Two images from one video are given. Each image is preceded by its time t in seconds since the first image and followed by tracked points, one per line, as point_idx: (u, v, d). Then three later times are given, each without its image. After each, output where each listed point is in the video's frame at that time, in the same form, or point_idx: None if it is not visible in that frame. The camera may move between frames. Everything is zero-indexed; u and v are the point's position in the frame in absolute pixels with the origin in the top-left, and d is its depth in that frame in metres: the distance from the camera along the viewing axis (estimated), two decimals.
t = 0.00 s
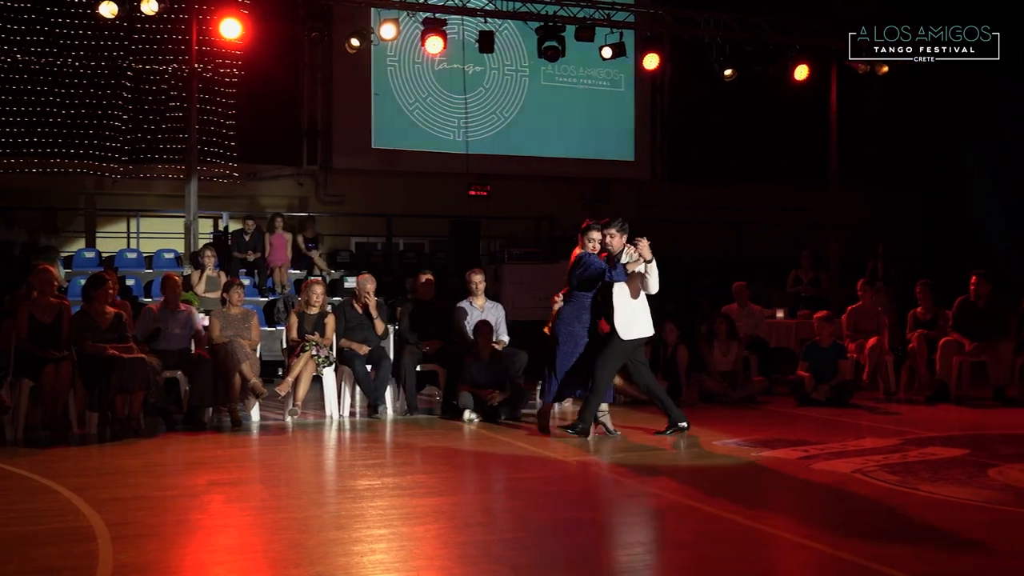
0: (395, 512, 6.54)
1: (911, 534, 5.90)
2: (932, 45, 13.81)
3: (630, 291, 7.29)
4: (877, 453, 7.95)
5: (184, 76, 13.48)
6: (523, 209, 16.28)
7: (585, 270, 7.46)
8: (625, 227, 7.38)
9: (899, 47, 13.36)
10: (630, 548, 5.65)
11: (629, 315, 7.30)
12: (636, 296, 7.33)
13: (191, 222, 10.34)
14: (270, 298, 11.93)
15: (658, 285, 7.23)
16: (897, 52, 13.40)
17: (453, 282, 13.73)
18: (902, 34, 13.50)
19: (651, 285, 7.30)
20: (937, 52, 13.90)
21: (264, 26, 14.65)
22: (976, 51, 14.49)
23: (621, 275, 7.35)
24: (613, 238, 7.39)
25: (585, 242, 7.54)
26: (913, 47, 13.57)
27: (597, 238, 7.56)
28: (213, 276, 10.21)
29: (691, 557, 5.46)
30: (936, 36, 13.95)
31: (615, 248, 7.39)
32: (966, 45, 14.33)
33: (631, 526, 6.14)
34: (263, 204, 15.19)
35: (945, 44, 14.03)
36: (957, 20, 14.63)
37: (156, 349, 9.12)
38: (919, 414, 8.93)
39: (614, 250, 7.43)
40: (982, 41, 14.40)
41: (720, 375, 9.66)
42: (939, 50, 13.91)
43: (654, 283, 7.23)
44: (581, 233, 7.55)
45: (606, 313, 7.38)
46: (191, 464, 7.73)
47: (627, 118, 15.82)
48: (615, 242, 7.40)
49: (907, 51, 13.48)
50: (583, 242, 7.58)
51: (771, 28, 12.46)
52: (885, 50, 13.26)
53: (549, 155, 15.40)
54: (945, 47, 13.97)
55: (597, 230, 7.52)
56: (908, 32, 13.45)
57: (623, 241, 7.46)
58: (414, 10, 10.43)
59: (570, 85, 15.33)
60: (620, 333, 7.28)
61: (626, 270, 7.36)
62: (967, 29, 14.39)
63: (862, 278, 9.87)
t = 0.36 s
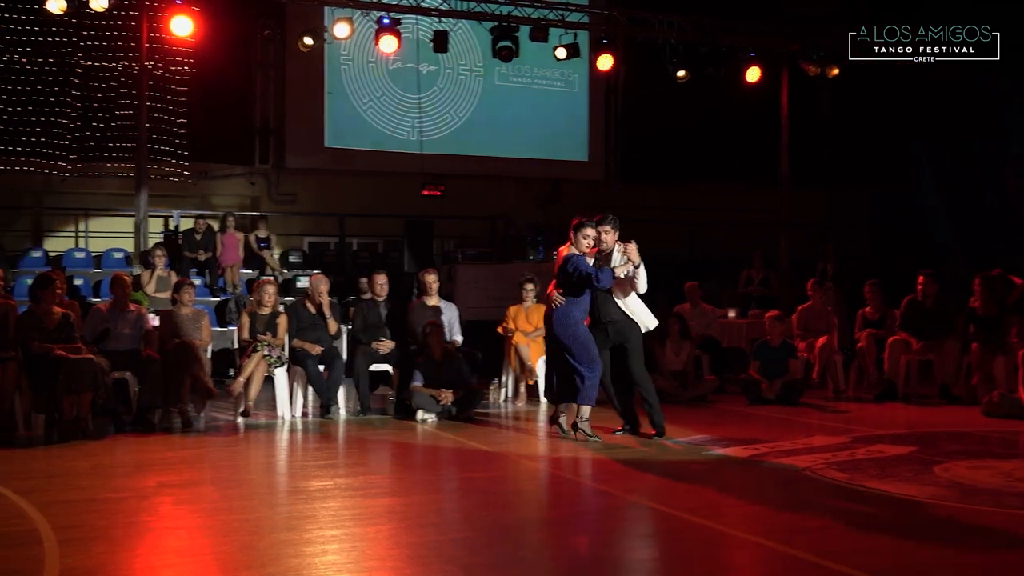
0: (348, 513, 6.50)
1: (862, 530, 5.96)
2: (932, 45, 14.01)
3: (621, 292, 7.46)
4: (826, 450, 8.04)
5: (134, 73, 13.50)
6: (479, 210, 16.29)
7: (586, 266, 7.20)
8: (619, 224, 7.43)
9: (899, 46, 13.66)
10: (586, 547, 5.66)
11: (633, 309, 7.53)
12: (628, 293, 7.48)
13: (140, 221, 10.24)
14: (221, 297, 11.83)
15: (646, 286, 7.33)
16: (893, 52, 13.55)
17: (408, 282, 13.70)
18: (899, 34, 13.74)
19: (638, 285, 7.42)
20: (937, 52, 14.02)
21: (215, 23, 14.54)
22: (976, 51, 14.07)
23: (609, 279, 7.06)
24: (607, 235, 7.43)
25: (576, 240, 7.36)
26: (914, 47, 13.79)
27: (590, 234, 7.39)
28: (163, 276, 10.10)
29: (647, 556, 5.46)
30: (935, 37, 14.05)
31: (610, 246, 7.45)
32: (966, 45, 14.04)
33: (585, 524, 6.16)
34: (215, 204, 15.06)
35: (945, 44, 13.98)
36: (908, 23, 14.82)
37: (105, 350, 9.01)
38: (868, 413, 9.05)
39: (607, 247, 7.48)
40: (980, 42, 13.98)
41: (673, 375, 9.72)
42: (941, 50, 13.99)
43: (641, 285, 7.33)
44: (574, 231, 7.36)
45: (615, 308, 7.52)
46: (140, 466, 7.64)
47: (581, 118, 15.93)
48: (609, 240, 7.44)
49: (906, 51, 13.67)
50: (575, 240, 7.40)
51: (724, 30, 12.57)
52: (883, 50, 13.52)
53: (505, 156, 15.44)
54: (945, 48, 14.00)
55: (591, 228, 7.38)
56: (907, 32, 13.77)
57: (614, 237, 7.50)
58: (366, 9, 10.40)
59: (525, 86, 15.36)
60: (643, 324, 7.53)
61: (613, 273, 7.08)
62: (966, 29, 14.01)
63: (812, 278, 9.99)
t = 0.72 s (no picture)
0: (286, 514, 6.43)
1: (798, 526, 5.99)
2: (933, 45, 14.61)
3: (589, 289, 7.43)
4: (762, 448, 8.13)
5: (67, 69, 13.15)
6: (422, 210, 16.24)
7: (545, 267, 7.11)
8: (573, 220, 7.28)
9: (898, 46, 14.72)
10: (528, 545, 5.66)
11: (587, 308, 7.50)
12: (587, 291, 7.51)
13: (73, 220, 10.08)
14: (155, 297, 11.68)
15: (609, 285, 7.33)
16: (893, 51, 14.78)
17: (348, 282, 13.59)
18: (899, 34, 14.73)
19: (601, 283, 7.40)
20: (937, 52, 14.60)
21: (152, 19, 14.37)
22: (976, 51, 14.40)
23: (578, 275, 7.05)
24: (562, 231, 7.28)
25: (531, 238, 7.17)
26: (914, 46, 14.70)
27: (545, 231, 7.20)
28: (97, 276, 9.94)
29: (587, 553, 5.47)
30: (936, 36, 14.58)
31: (565, 242, 7.31)
32: (966, 45, 14.41)
33: (526, 523, 6.15)
34: (150, 203, 14.55)
35: (946, 43, 14.49)
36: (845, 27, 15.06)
37: (35, 351, 8.84)
38: (804, 411, 9.17)
39: (562, 243, 7.33)
40: (981, 41, 14.33)
41: (612, 374, 9.78)
42: (942, 50, 14.53)
43: (607, 283, 7.28)
44: (528, 230, 7.15)
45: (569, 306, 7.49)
46: (72, 468, 7.49)
47: (519, 117, 16.37)
48: (563, 237, 7.29)
49: (904, 51, 14.73)
50: (530, 237, 7.21)
51: (664, 31, 12.70)
52: (884, 49, 14.84)
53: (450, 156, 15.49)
54: (946, 48, 14.51)
55: (545, 224, 7.19)
56: (907, 32, 14.67)
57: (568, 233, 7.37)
58: (304, 7, 10.36)
59: (464, 85, 15.74)
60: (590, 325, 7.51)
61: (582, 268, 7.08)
62: (967, 29, 14.39)
63: (749, 278, 10.13)
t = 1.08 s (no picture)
0: (237, 516, 6.35)
1: (751, 523, 5.99)
2: (933, 45, 13.71)
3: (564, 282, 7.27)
4: (714, 446, 8.17)
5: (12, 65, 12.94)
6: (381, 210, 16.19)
7: (505, 271, 7.08)
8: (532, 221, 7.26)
9: (898, 47, 13.91)
10: (481, 545, 5.63)
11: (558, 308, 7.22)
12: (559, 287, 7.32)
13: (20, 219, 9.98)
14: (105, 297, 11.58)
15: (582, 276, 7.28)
16: (893, 52, 13.89)
17: (302, 282, 13.52)
18: (900, 33, 13.95)
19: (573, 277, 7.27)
20: (937, 52, 13.69)
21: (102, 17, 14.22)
22: (976, 51, 13.37)
23: (550, 262, 7.03)
24: (521, 233, 7.25)
25: (490, 241, 7.11)
26: (914, 46, 13.88)
27: (505, 233, 7.14)
28: (44, 275, 9.86)
29: (539, 552, 5.45)
30: (936, 36, 13.68)
31: (524, 244, 7.26)
32: (966, 45, 13.41)
33: (481, 523, 6.13)
34: (100, 201, 14.55)
35: (946, 44, 13.55)
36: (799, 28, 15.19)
37: None
38: (759, 410, 9.23)
39: (523, 246, 7.29)
40: (981, 41, 13.30)
41: (567, 374, 9.80)
42: (942, 50, 13.60)
43: (579, 275, 7.19)
44: (488, 234, 7.10)
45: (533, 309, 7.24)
46: (18, 471, 7.38)
47: (474, 116, 16.30)
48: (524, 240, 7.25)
49: (905, 51, 13.94)
50: (489, 242, 7.15)
51: (619, 32, 12.75)
52: (884, 51, 13.81)
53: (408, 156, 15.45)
54: (946, 48, 13.58)
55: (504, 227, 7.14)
56: (907, 31, 13.93)
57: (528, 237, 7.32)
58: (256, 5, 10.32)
59: (419, 85, 15.62)
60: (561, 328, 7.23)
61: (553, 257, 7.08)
62: (966, 28, 13.39)
63: (703, 278, 10.18)
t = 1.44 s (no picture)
0: (210, 517, 6.32)
1: (723, 523, 5.99)
2: (933, 44, 13.70)
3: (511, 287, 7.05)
4: (685, 446, 8.19)
5: None
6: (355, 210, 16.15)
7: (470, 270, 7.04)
8: (506, 220, 6.93)
9: (898, 46, 14.13)
10: (454, 546, 5.62)
11: (514, 316, 7.06)
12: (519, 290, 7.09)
13: None
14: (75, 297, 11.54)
15: (536, 279, 6.91)
16: (894, 52, 14.14)
17: (275, 282, 13.48)
18: (900, 33, 14.11)
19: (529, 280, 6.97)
20: (937, 52, 13.67)
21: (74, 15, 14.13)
22: (976, 51, 13.26)
23: (494, 270, 6.96)
24: (493, 232, 6.93)
25: (462, 238, 7.08)
26: (914, 46, 13.94)
27: (477, 232, 7.05)
28: (13, 275, 9.84)
29: (512, 553, 5.44)
30: (937, 36, 13.65)
31: (497, 243, 6.95)
32: (966, 45, 13.33)
33: (453, 523, 6.11)
34: (69, 200, 14.48)
35: (946, 43, 13.51)
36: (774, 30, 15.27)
37: None
38: (731, 410, 9.25)
39: (495, 245, 6.98)
40: (981, 41, 13.19)
41: (539, 374, 9.82)
42: (942, 50, 13.57)
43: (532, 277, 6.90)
44: (460, 230, 7.07)
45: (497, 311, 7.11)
46: None
47: (447, 115, 16.22)
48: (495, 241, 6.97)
49: (905, 51, 14.03)
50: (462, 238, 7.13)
51: (592, 32, 12.78)
52: (885, 50, 14.21)
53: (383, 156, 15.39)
54: (946, 48, 13.56)
55: (476, 225, 7.04)
56: (907, 31, 14.01)
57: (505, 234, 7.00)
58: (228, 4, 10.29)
59: (393, 85, 15.61)
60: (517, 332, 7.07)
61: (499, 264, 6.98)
62: (967, 28, 13.30)
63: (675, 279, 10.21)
